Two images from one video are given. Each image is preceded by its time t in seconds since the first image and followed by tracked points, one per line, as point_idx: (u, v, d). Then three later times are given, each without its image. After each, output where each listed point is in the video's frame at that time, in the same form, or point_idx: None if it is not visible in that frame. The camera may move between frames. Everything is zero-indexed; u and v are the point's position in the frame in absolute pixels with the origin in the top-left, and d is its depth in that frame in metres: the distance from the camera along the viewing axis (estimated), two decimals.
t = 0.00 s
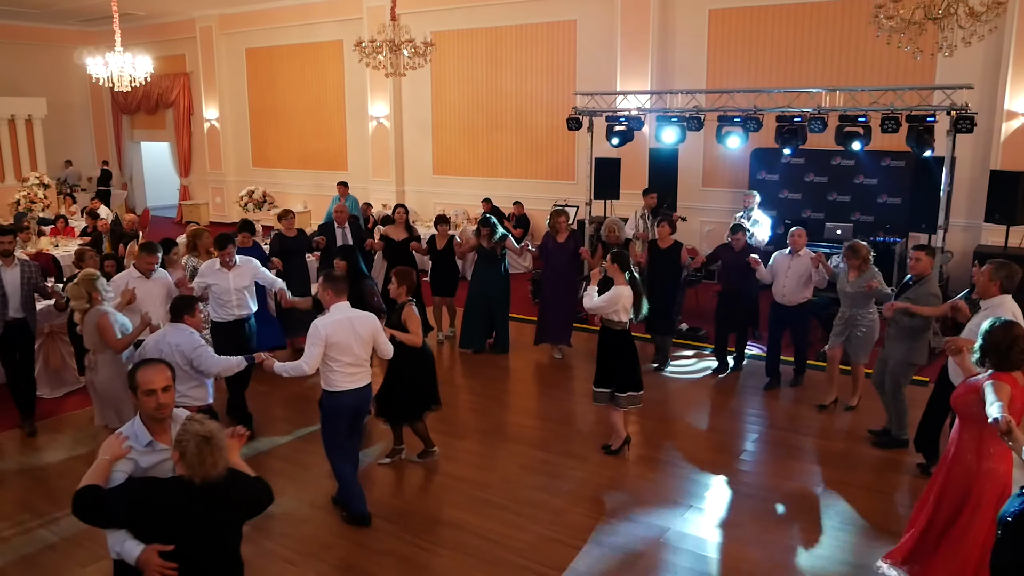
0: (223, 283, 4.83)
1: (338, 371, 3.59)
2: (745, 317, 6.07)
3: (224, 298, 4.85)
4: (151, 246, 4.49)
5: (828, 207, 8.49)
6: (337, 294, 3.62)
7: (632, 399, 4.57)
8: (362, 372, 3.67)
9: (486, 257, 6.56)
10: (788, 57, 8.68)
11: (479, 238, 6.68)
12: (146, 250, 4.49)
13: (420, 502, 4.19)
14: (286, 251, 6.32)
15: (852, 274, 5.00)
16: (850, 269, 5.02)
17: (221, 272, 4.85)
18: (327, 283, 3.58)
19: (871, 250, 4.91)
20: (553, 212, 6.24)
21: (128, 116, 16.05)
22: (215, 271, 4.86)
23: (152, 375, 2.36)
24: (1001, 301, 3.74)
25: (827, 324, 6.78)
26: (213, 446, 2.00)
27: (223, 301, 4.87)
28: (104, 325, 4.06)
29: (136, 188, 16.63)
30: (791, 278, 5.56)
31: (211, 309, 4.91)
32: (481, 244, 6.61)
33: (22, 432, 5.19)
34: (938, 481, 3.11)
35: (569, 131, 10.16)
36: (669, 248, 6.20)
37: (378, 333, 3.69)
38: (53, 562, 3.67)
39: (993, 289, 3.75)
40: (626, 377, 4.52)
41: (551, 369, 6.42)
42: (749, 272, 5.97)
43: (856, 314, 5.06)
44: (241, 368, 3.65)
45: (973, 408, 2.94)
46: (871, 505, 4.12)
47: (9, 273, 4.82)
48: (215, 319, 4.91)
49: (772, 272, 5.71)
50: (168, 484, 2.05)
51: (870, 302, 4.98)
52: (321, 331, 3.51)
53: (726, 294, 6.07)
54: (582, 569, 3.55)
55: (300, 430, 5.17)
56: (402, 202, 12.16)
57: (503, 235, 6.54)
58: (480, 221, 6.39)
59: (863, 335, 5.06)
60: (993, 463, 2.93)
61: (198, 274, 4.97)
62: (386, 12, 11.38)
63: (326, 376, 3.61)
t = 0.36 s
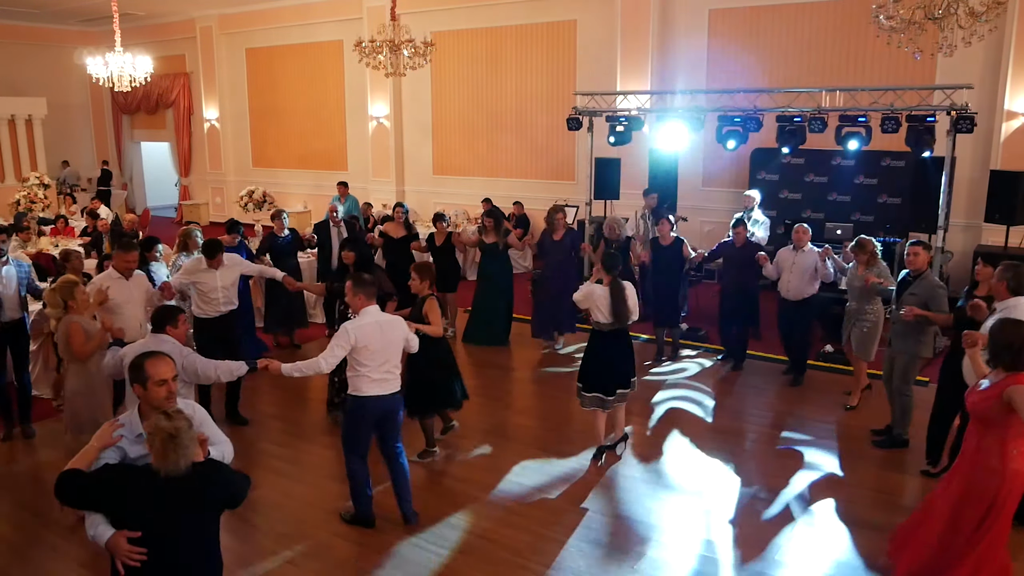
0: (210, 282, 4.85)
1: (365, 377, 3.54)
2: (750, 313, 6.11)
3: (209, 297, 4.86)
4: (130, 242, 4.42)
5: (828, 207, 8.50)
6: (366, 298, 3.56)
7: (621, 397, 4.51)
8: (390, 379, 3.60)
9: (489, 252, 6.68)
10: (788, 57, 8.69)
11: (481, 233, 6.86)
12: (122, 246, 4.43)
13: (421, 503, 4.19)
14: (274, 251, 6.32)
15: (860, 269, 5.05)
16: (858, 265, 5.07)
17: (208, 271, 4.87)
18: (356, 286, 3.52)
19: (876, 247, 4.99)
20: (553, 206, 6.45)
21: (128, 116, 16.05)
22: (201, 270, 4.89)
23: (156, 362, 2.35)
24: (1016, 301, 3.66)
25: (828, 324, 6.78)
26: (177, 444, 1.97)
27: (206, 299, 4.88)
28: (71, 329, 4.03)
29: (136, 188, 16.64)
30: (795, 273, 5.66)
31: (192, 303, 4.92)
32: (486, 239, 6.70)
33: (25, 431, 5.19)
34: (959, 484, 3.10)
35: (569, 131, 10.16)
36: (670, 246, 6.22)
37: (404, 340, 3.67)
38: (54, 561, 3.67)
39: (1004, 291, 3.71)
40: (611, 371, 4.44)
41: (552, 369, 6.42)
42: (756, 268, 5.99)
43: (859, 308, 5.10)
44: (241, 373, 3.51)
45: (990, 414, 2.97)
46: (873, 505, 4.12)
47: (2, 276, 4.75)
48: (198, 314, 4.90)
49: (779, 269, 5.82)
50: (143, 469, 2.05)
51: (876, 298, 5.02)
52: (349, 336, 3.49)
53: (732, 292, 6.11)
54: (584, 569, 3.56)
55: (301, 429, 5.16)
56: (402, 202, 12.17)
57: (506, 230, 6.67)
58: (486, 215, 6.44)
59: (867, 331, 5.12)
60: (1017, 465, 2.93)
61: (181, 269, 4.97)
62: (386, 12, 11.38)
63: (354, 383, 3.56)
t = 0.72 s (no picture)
0: (196, 288, 4.87)
1: (390, 375, 3.52)
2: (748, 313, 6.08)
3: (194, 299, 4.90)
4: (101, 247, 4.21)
5: (828, 206, 8.49)
6: (389, 301, 3.55)
7: (632, 398, 4.49)
8: (417, 378, 3.57)
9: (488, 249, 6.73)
10: (788, 57, 8.68)
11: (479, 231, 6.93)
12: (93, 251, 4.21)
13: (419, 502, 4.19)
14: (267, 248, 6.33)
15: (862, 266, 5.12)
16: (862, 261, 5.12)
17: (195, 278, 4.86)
18: (375, 290, 3.50)
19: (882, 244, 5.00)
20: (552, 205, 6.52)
21: (128, 116, 16.06)
22: (188, 276, 4.86)
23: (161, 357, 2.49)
24: None
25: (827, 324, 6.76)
26: (133, 433, 2.05)
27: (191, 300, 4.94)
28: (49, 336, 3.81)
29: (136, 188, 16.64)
30: (794, 274, 5.66)
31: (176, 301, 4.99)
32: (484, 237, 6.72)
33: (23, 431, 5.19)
34: (1000, 491, 3.02)
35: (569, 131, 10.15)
36: (675, 246, 6.22)
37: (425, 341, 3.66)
38: (51, 561, 3.67)
39: None
40: (622, 376, 4.43)
41: (551, 369, 6.41)
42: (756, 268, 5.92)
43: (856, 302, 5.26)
44: (247, 380, 3.23)
45: None
46: (871, 505, 4.10)
47: None
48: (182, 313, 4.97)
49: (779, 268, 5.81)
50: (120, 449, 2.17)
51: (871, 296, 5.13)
52: (371, 334, 3.51)
53: (728, 292, 6.08)
54: (580, 568, 3.55)
55: (299, 428, 5.16)
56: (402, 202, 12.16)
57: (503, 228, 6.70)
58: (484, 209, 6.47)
59: (857, 324, 5.27)
60: None
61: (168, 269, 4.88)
62: (386, 12, 11.38)
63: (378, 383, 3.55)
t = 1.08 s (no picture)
0: (195, 289, 4.87)
1: (397, 375, 3.52)
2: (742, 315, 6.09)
3: (189, 301, 4.91)
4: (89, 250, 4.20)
5: (828, 207, 8.48)
6: (394, 300, 3.59)
7: (625, 403, 4.49)
8: (424, 377, 3.59)
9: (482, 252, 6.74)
10: (788, 57, 8.68)
11: (473, 233, 6.91)
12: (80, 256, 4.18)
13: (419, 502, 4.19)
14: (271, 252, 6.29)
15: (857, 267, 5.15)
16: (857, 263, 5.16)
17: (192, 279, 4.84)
18: (380, 290, 3.54)
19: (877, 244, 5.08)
20: (553, 204, 6.43)
21: (128, 116, 16.07)
22: (184, 277, 4.82)
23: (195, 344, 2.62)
24: None
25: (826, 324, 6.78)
26: (138, 414, 2.14)
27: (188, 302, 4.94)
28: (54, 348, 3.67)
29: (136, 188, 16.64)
30: (787, 277, 5.71)
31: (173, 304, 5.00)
32: (477, 239, 6.73)
33: (24, 431, 5.19)
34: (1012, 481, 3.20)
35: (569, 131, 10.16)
36: (663, 245, 6.22)
37: (430, 342, 3.66)
38: (52, 561, 3.67)
39: None
40: (618, 381, 4.42)
41: (552, 369, 6.42)
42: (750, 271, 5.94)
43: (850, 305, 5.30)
44: (255, 373, 3.28)
45: None
46: (870, 504, 4.11)
47: None
48: (179, 317, 4.98)
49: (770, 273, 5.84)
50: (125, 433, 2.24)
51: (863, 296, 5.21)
52: (379, 335, 3.50)
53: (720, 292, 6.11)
54: (581, 568, 3.55)
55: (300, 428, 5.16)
56: (402, 202, 12.16)
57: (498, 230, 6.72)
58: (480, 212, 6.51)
59: (848, 326, 5.30)
60: None
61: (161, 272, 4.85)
62: (386, 12, 11.39)
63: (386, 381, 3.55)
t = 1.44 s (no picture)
0: (196, 288, 4.84)
1: (392, 366, 3.60)
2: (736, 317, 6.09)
3: (190, 303, 4.86)
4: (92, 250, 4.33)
5: (828, 207, 8.46)
6: (389, 293, 3.64)
7: (621, 403, 4.48)
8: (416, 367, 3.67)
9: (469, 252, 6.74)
10: (787, 57, 8.68)
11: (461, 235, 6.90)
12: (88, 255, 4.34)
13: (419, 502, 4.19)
14: (267, 257, 6.19)
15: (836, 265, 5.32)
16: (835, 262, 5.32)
17: (194, 276, 4.82)
18: (377, 283, 3.62)
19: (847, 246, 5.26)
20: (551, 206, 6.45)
21: (128, 116, 16.07)
22: (186, 275, 4.81)
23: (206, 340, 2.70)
24: None
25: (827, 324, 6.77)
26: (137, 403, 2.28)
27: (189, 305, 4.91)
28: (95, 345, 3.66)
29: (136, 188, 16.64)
30: (768, 277, 5.73)
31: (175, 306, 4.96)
32: (465, 240, 6.73)
33: (23, 431, 5.20)
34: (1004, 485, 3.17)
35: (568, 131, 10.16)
36: (648, 248, 6.23)
37: (427, 336, 3.72)
38: (51, 561, 3.67)
39: None
40: (614, 379, 4.42)
41: (551, 369, 6.41)
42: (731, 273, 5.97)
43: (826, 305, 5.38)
44: (274, 367, 3.30)
45: None
46: (870, 504, 4.10)
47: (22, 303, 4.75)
48: (181, 319, 4.95)
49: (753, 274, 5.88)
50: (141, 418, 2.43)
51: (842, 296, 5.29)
52: (380, 329, 3.54)
53: (710, 292, 6.15)
54: (581, 568, 3.55)
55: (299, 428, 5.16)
56: (402, 202, 12.16)
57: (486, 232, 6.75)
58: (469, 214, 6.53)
59: (832, 329, 5.33)
60: None
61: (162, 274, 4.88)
62: (386, 12, 11.39)
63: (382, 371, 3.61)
